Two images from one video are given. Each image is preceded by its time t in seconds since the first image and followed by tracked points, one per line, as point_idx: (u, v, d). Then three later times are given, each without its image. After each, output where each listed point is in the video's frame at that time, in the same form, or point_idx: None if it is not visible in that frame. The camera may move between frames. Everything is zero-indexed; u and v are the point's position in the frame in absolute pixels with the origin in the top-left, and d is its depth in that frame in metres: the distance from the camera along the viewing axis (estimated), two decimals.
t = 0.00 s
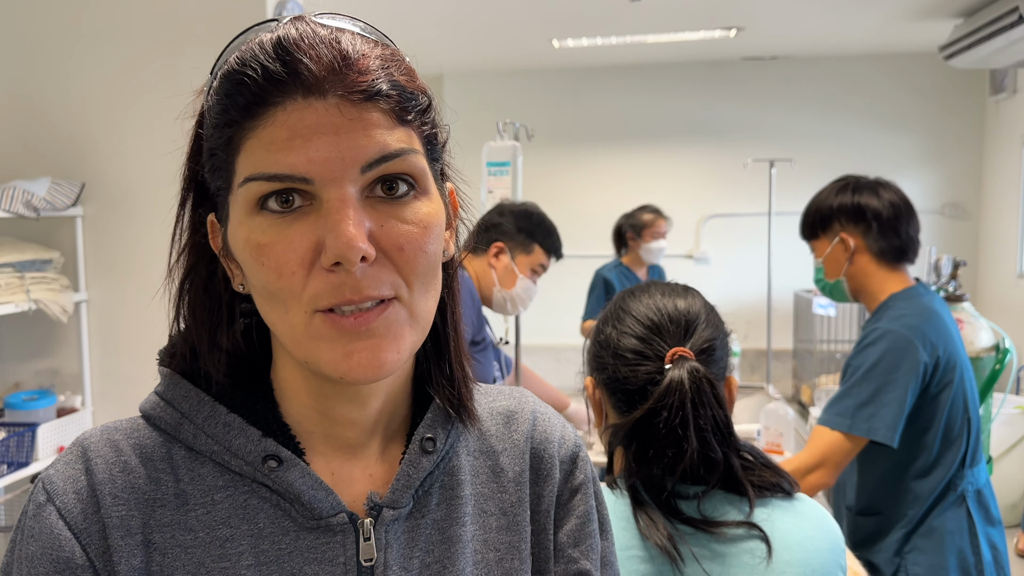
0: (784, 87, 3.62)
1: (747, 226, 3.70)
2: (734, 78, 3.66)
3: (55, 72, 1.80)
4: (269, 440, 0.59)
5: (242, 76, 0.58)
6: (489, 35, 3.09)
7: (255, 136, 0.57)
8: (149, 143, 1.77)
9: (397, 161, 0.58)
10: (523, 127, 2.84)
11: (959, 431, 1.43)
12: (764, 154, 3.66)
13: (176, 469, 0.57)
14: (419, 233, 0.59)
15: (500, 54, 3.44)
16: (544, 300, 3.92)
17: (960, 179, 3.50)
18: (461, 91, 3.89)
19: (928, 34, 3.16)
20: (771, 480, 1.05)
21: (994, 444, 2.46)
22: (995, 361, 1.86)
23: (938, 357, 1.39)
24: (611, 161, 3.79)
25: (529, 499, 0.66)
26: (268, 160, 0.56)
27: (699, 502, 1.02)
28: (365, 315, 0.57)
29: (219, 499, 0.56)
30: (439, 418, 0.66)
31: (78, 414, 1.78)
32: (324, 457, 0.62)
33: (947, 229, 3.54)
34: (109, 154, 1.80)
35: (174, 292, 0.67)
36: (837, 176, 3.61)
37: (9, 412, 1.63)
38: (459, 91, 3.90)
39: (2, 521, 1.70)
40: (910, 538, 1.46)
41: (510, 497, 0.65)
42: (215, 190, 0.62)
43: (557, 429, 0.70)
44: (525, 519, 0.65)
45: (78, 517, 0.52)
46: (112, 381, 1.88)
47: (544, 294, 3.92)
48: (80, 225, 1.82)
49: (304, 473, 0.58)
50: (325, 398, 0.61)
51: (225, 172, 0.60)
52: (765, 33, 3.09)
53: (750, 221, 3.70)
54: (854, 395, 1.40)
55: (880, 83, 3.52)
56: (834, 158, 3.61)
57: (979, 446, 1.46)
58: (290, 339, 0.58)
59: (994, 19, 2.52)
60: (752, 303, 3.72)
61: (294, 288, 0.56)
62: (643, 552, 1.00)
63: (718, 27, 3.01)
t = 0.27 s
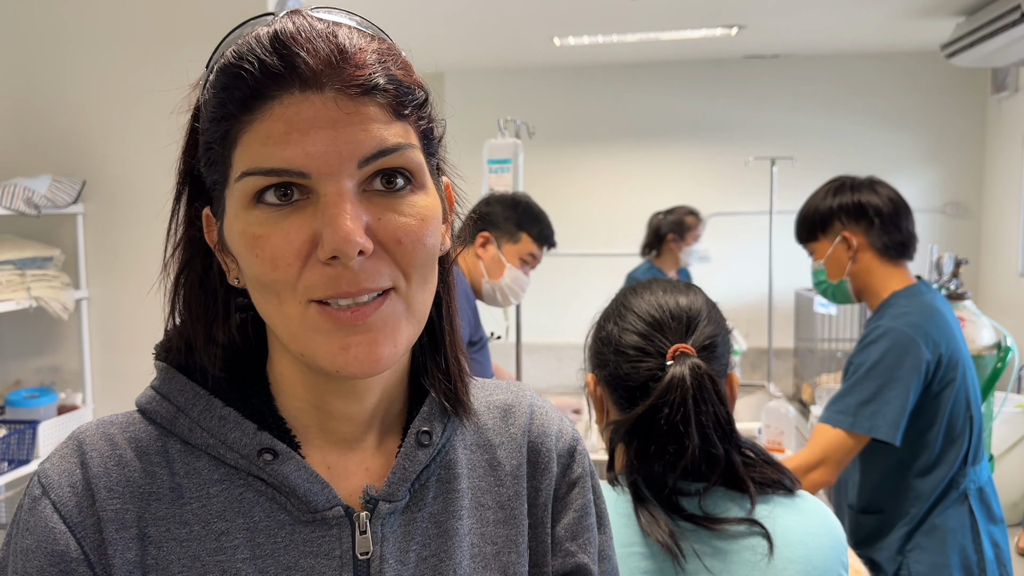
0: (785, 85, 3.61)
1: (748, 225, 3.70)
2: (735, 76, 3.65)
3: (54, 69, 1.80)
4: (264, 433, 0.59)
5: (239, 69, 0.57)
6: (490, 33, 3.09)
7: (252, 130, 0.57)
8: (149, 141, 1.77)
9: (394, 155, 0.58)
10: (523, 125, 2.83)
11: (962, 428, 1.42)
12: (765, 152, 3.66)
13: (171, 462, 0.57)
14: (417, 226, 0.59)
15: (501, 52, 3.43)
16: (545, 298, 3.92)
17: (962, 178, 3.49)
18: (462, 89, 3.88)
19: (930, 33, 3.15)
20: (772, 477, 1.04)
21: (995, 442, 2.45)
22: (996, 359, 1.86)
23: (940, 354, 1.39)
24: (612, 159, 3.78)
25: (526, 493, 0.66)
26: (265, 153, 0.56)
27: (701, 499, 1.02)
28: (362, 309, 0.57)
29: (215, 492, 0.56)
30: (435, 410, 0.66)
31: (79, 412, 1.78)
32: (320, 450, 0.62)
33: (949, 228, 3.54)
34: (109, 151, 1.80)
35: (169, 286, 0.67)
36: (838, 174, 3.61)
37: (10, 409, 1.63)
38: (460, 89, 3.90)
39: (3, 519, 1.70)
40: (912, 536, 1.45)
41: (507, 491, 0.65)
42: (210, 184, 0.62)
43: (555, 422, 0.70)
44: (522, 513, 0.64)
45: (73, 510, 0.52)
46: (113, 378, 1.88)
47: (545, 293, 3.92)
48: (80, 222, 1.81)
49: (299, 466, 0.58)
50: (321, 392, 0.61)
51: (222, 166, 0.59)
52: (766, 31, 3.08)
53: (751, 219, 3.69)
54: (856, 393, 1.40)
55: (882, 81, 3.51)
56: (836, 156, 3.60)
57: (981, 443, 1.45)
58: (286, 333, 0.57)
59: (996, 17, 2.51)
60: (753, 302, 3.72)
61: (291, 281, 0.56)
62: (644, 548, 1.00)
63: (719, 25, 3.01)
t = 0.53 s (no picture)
0: (786, 85, 3.61)
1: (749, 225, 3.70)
2: (736, 77, 3.65)
3: (55, 70, 1.80)
4: (262, 434, 0.59)
5: (240, 74, 0.57)
6: (491, 33, 3.09)
7: (252, 135, 0.57)
8: (150, 140, 1.77)
9: (394, 162, 0.58)
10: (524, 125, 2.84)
11: (961, 429, 1.43)
12: (766, 152, 3.66)
13: (169, 463, 0.57)
14: (416, 232, 0.59)
15: (502, 52, 3.43)
16: (545, 298, 3.92)
17: (964, 177, 3.49)
18: (463, 89, 3.89)
19: (931, 33, 3.15)
20: (773, 478, 1.04)
21: (996, 443, 2.45)
22: (997, 359, 1.86)
23: (941, 355, 1.39)
24: (613, 159, 3.78)
25: (522, 493, 0.66)
26: (266, 159, 0.56)
27: (702, 501, 1.02)
28: (362, 315, 0.58)
29: (212, 493, 0.57)
30: (432, 410, 0.66)
31: (79, 411, 1.78)
32: (317, 450, 0.63)
33: (950, 228, 3.53)
34: (110, 151, 1.80)
35: (168, 285, 0.67)
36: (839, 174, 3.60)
37: (10, 408, 1.63)
38: (461, 89, 3.90)
39: (4, 518, 1.71)
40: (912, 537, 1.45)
41: (503, 491, 0.65)
42: (209, 186, 0.62)
43: (551, 423, 0.71)
44: (518, 513, 0.65)
45: (72, 510, 0.52)
46: (113, 378, 1.88)
47: (545, 292, 3.91)
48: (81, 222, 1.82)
49: (297, 467, 0.58)
50: (319, 394, 0.62)
51: (222, 169, 0.59)
52: (768, 31, 3.09)
53: (752, 219, 3.69)
54: (856, 394, 1.40)
55: (883, 81, 3.51)
56: (836, 156, 3.60)
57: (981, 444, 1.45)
58: (286, 337, 0.57)
59: (997, 18, 2.51)
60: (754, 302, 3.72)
61: (290, 285, 0.56)
62: (646, 549, 1.00)
63: (720, 25, 3.01)
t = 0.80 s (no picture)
0: (786, 85, 3.61)
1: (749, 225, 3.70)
2: (736, 78, 3.65)
3: (55, 69, 1.81)
4: (260, 433, 0.59)
5: (235, 75, 0.57)
6: (491, 33, 3.09)
7: (248, 136, 0.57)
8: (149, 140, 1.78)
9: (389, 161, 0.59)
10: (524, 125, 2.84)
11: (960, 429, 1.43)
12: (765, 153, 3.66)
13: (168, 461, 0.57)
14: (412, 230, 0.60)
15: (502, 52, 3.43)
16: (545, 298, 3.92)
17: (963, 178, 3.49)
18: (462, 89, 3.89)
19: (930, 34, 3.15)
20: (773, 478, 1.04)
21: (995, 443, 2.45)
22: (996, 361, 1.86)
23: (939, 356, 1.39)
24: (612, 159, 3.78)
25: (519, 492, 0.66)
26: (262, 159, 0.56)
27: (702, 501, 1.02)
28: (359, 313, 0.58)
29: (211, 491, 0.57)
30: (429, 409, 0.67)
31: (78, 411, 1.78)
32: (315, 449, 0.63)
33: (949, 228, 3.54)
34: (109, 151, 1.80)
35: (167, 285, 0.67)
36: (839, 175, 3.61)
37: (9, 408, 1.63)
38: (461, 89, 3.90)
39: (3, 518, 1.71)
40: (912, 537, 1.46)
41: (500, 490, 0.65)
42: (206, 187, 0.62)
43: (547, 422, 0.71)
44: (515, 511, 0.65)
45: (70, 508, 0.53)
46: (113, 378, 1.88)
47: (544, 293, 3.91)
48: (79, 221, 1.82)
49: (295, 465, 0.58)
50: (316, 394, 0.62)
51: (218, 170, 0.60)
52: (767, 32, 3.09)
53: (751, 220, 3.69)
54: (855, 394, 1.40)
55: (882, 82, 3.51)
56: (836, 157, 3.60)
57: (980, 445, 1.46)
58: (283, 335, 0.58)
59: (995, 19, 2.51)
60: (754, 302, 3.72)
61: (287, 284, 0.56)
62: (645, 549, 1.00)
63: (720, 26, 3.01)
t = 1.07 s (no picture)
0: (786, 86, 3.61)
1: (749, 226, 3.70)
2: (736, 80, 3.66)
3: (56, 70, 1.81)
4: (261, 433, 0.59)
5: (240, 76, 0.57)
6: (491, 34, 3.09)
7: (253, 136, 0.57)
8: (150, 141, 1.78)
9: (392, 163, 0.59)
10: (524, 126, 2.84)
11: (960, 430, 1.43)
12: (765, 154, 3.66)
13: (169, 461, 0.57)
14: (413, 231, 0.60)
15: (502, 53, 3.43)
16: (545, 299, 3.91)
17: (963, 179, 3.50)
18: (463, 90, 3.89)
19: (930, 35, 3.15)
20: (773, 479, 1.04)
21: (995, 444, 2.45)
22: (995, 362, 1.86)
23: (939, 358, 1.39)
24: (612, 160, 3.78)
25: (521, 493, 0.66)
26: (266, 158, 0.56)
27: (702, 502, 1.02)
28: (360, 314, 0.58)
29: (212, 491, 0.57)
30: (429, 410, 0.66)
31: (78, 411, 1.78)
32: (317, 449, 0.63)
33: (949, 229, 3.54)
34: (110, 151, 1.80)
35: (169, 286, 0.67)
36: (839, 176, 3.61)
37: (9, 408, 1.63)
38: (461, 90, 3.90)
39: (3, 518, 1.71)
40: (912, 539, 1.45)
41: (501, 491, 0.66)
42: (209, 189, 0.62)
43: (549, 423, 0.71)
44: (516, 512, 0.65)
45: (71, 508, 0.53)
46: (113, 378, 1.88)
47: (544, 293, 3.91)
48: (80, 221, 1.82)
49: (296, 465, 0.58)
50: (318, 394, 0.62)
51: (223, 171, 0.60)
52: (767, 33, 3.10)
53: (751, 221, 3.69)
54: (855, 396, 1.40)
55: (883, 84, 3.51)
56: (836, 158, 3.60)
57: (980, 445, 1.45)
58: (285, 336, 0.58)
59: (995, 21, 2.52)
60: (754, 303, 3.72)
61: (292, 284, 0.57)
62: (646, 550, 1.00)
63: (720, 27, 3.02)
